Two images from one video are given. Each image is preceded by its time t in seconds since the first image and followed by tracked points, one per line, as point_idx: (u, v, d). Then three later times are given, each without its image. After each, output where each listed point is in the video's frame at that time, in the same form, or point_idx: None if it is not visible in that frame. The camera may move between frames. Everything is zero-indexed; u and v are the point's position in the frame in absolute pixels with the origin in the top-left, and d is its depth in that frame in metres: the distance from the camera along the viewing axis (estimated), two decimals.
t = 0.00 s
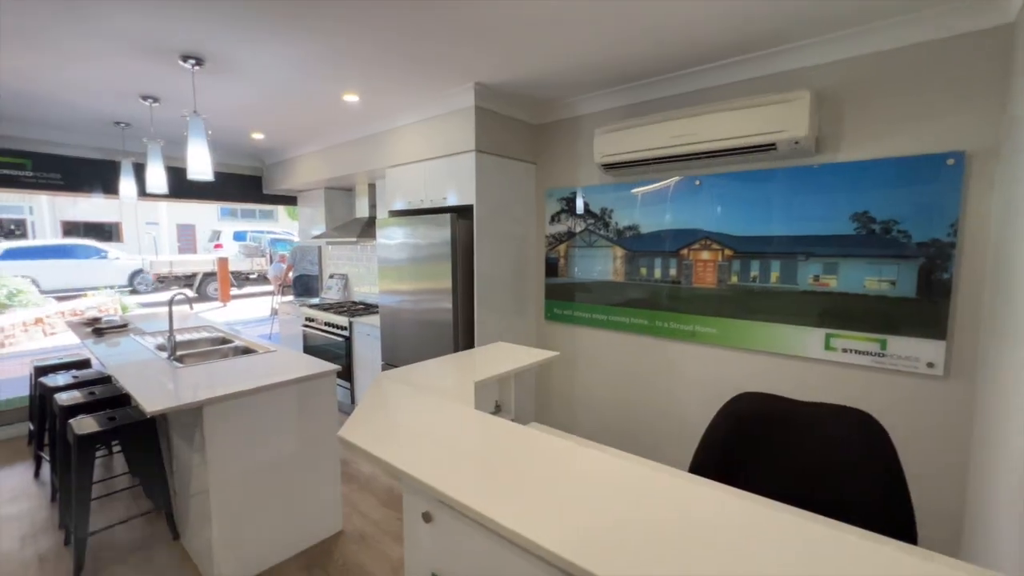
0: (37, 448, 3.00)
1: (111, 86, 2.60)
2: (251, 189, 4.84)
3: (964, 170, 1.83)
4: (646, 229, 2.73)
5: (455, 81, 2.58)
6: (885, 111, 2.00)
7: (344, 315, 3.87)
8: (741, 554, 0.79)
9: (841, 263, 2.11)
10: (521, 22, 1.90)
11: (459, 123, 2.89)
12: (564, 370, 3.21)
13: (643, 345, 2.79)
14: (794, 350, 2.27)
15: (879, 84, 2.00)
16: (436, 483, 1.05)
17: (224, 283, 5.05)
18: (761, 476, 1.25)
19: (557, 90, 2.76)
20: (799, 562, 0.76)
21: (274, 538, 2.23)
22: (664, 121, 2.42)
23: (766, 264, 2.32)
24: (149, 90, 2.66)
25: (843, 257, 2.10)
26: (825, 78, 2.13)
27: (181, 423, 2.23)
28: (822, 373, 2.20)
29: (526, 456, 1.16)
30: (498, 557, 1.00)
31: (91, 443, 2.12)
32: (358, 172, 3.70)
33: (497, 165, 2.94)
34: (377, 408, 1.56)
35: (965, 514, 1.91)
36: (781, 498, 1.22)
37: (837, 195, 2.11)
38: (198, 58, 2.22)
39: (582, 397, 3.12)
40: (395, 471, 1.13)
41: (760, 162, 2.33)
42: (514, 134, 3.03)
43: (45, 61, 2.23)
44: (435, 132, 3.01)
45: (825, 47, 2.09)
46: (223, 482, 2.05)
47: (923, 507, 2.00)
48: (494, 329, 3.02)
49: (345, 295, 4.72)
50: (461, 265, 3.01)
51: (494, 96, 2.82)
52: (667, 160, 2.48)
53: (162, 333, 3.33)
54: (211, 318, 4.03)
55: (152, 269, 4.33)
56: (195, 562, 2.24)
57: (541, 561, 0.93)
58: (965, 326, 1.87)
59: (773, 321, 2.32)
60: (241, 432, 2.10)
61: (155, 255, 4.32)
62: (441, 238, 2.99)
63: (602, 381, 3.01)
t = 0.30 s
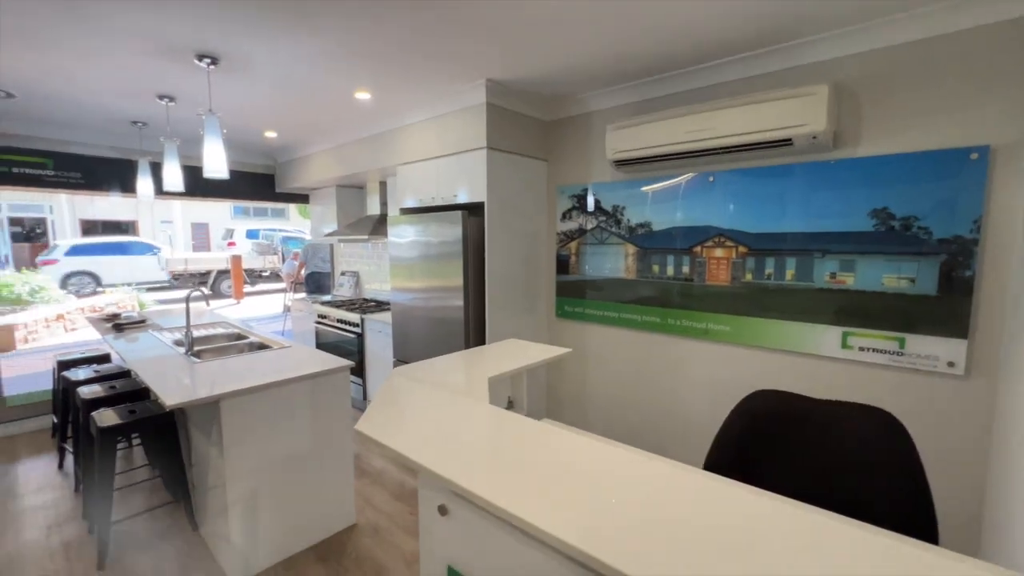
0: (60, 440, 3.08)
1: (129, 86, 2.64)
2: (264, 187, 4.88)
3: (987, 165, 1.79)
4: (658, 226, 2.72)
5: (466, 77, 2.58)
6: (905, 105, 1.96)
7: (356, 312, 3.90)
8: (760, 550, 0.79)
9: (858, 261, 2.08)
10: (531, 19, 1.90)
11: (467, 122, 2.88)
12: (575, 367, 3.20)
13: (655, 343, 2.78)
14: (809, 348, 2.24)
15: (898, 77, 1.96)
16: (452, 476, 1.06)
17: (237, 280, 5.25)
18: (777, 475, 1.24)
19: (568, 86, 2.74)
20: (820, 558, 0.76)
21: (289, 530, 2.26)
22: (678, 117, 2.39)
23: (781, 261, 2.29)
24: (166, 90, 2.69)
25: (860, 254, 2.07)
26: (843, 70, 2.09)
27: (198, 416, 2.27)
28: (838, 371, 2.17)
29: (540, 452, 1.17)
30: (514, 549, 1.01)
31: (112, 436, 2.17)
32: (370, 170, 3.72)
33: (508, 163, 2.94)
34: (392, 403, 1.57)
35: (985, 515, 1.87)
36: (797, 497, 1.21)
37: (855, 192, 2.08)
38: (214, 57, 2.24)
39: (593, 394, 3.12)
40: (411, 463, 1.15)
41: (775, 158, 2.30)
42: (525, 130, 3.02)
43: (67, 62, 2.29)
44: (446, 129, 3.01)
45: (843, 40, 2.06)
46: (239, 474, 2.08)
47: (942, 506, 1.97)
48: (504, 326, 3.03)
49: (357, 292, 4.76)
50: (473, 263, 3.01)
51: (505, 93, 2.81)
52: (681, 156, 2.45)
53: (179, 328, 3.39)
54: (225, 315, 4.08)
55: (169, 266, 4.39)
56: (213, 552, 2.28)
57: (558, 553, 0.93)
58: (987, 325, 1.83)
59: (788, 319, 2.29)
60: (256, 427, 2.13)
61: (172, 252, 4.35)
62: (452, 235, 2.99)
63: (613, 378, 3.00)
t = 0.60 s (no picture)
0: (84, 433, 3.17)
1: (148, 86, 2.69)
2: (277, 185, 4.94)
3: (1015, 159, 1.74)
4: (672, 223, 2.69)
5: (478, 75, 2.58)
6: (928, 98, 1.91)
7: (368, 309, 3.92)
8: (779, 545, 0.78)
9: (878, 258, 2.04)
10: (544, 15, 1.89)
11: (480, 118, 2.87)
12: (587, 364, 3.19)
13: (668, 341, 2.76)
14: (826, 347, 2.20)
15: (920, 69, 1.92)
16: (468, 470, 1.07)
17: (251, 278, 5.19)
18: (795, 475, 1.22)
19: (581, 82, 2.73)
20: (840, 555, 0.75)
21: (305, 522, 2.29)
22: (692, 112, 2.36)
23: (798, 259, 2.25)
24: (183, 89, 2.72)
25: (881, 251, 2.03)
26: (863, 63, 2.05)
27: (216, 411, 2.31)
28: (857, 370, 2.13)
29: (555, 449, 1.17)
30: (531, 542, 1.02)
31: (133, 428, 2.22)
32: (382, 168, 3.73)
33: (521, 159, 2.93)
34: (405, 399, 1.58)
35: (1010, 516, 1.83)
36: (816, 497, 1.19)
37: (876, 187, 2.04)
38: (230, 56, 2.27)
39: (606, 391, 3.10)
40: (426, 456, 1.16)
41: (792, 154, 2.26)
42: (537, 127, 3.01)
43: (88, 63, 2.33)
44: (458, 126, 3.01)
45: (863, 33, 2.01)
46: (256, 467, 2.11)
47: (964, 508, 1.92)
48: (517, 323, 3.03)
49: (369, 289, 4.79)
50: (485, 260, 3.01)
51: (517, 89, 2.80)
52: (695, 152, 2.42)
53: (197, 324, 3.45)
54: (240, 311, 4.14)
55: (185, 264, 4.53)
56: (231, 543, 2.32)
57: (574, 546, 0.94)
58: (1012, 323, 1.79)
59: (805, 317, 2.26)
60: (272, 422, 2.16)
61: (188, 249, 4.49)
62: (464, 232, 2.99)
63: (626, 375, 2.98)
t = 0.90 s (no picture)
0: (106, 426, 3.24)
1: (168, 86, 2.74)
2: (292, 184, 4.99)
3: None
4: (686, 220, 2.67)
5: (492, 72, 2.58)
6: (952, 92, 1.87)
7: (381, 306, 3.95)
8: (798, 543, 0.78)
9: (899, 255, 2.00)
10: (558, 10, 1.89)
11: (493, 116, 2.87)
12: (600, 362, 3.18)
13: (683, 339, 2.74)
14: (844, 346, 2.17)
15: (943, 62, 1.88)
16: (485, 462, 1.08)
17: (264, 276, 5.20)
18: (814, 474, 1.21)
19: (595, 78, 2.71)
20: (861, 553, 0.75)
21: (320, 516, 2.32)
22: (708, 108, 2.34)
23: (815, 256, 2.22)
24: (201, 88, 2.76)
25: (901, 248, 2.00)
26: (884, 56, 2.02)
27: (233, 405, 2.34)
28: (876, 369, 2.10)
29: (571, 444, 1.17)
30: (546, 536, 1.02)
31: (153, 423, 2.27)
32: (395, 165, 3.74)
33: (533, 157, 2.92)
34: (420, 393, 1.59)
35: None
36: (833, 496, 1.18)
37: (896, 183, 2.00)
38: (247, 56, 2.30)
39: (618, 389, 3.09)
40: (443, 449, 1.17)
41: (810, 150, 2.23)
42: (550, 124, 3.00)
43: (110, 65, 2.38)
44: (471, 124, 3.01)
45: (884, 25, 1.98)
46: (273, 461, 2.14)
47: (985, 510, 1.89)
48: (529, 320, 3.03)
49: (381, 286, 4.82)
50: (497, 257, 3.01)
51: (531, 86, 2.80)
52: (711, 147, 2.40)
53: (214, 321, 3.51)
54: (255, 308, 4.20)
55: (200, 263, 4.59)
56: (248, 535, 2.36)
57: (589, 540, 0.94)
58: None
59: (822, 315, 2.22)
60: (289, 417, 2.19)
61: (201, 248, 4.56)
62: (477, 230, 3.00)
63: (639, 373, 2.97)
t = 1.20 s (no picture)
0: (127, 421, 3.31)
1: (187, 86, 2.78)
2: (306, 182, 5.03)
3: None
4: (701, 217, 2.64)
5: (505, 68, 2.57)
6: (978, 86, 1.83)
7: (394, 304, 3.98)
8: (825, 544, 0.76)
9: (920, 252, 1.96)
10: (573, 6, 1.88)
11: (506, 114, 2.86)
12: (612, 360, 3.16)
13: (697, 338, 2.72)
14: (863, 345, 2.13)
15: (969, 54, 1.83)
16: (502, 458, 1.08)
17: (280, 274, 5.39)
18: (834, 474, 1.19)
19: (609, 75, 2.70)
20: (885, 554, 0.74)
21: (335, 510, 2.35)
22: (724, 104, 2.31)
23: (833, 253, 2.19)
24: (218, 88, 2.80)
25: (923, 245, 1.96)
26: (906, 49, 1.97)
27: (250, 400, 2.38)
28: (896, 368, 2.06)
29: (587, 441, 1.17)
30: (564, 531, 1.02)
31: (173, 417, 2.31)
32: (408, 163, 3.76)
33: (546, 154, 2.91)
34: (436, 390, 1.60)
35: None
36: (854, 497, 1.16)
37: (918, 179, 1.96)
38: (264, 55, 2.32)
39: (631, 388, 3.07)
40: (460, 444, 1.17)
41: (828, 146, 2.19)
42: (564, 121, 2.99)
43: (131, 66, 2.42)
44: (484, 122, 3.01)
45: (907, 18, 1.94)
46: (289, 456, 2.17)
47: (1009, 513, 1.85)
48: (542, 318, 3.03)
49: (394, 284, 4.86)
50: (511, 255, 3.01)
51: (544, 83, 2.79)
52: (726, 144, 2.37)
53: (230, 317, 3.56)
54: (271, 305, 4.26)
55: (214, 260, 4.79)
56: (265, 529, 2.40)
57: (608, 536, 0.94)
58: None
59: (840, 314, 2.19)
60: (305, 412, 2.22)
61: (217, 246, 4.81)
62: (490, 227, 3.00)
63: (651, 372, 2.96)
